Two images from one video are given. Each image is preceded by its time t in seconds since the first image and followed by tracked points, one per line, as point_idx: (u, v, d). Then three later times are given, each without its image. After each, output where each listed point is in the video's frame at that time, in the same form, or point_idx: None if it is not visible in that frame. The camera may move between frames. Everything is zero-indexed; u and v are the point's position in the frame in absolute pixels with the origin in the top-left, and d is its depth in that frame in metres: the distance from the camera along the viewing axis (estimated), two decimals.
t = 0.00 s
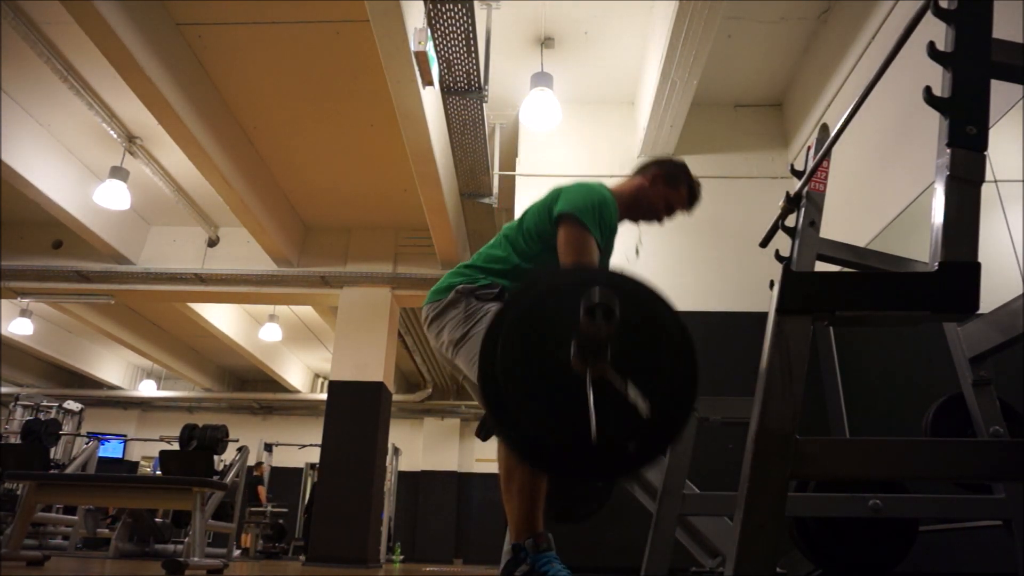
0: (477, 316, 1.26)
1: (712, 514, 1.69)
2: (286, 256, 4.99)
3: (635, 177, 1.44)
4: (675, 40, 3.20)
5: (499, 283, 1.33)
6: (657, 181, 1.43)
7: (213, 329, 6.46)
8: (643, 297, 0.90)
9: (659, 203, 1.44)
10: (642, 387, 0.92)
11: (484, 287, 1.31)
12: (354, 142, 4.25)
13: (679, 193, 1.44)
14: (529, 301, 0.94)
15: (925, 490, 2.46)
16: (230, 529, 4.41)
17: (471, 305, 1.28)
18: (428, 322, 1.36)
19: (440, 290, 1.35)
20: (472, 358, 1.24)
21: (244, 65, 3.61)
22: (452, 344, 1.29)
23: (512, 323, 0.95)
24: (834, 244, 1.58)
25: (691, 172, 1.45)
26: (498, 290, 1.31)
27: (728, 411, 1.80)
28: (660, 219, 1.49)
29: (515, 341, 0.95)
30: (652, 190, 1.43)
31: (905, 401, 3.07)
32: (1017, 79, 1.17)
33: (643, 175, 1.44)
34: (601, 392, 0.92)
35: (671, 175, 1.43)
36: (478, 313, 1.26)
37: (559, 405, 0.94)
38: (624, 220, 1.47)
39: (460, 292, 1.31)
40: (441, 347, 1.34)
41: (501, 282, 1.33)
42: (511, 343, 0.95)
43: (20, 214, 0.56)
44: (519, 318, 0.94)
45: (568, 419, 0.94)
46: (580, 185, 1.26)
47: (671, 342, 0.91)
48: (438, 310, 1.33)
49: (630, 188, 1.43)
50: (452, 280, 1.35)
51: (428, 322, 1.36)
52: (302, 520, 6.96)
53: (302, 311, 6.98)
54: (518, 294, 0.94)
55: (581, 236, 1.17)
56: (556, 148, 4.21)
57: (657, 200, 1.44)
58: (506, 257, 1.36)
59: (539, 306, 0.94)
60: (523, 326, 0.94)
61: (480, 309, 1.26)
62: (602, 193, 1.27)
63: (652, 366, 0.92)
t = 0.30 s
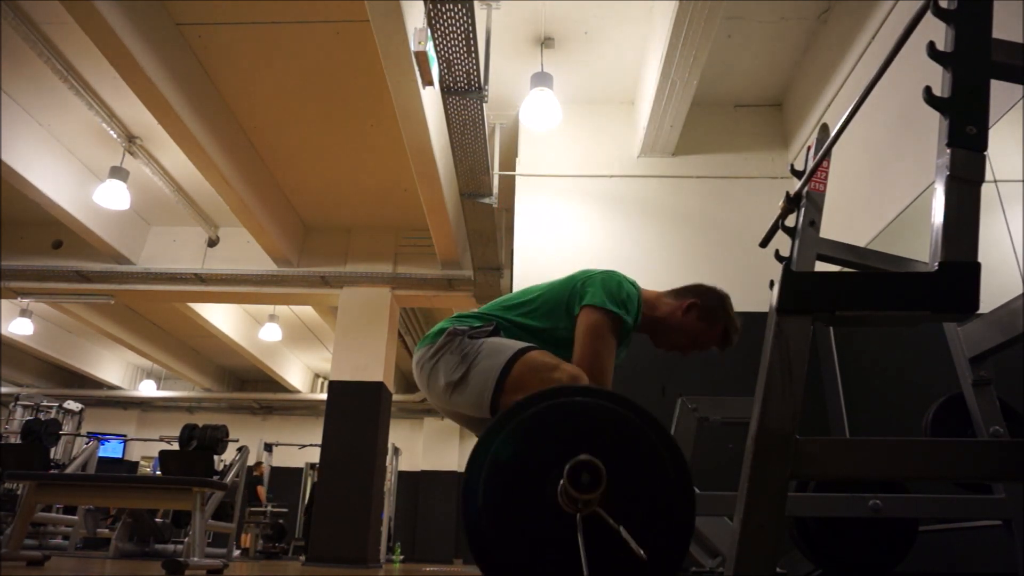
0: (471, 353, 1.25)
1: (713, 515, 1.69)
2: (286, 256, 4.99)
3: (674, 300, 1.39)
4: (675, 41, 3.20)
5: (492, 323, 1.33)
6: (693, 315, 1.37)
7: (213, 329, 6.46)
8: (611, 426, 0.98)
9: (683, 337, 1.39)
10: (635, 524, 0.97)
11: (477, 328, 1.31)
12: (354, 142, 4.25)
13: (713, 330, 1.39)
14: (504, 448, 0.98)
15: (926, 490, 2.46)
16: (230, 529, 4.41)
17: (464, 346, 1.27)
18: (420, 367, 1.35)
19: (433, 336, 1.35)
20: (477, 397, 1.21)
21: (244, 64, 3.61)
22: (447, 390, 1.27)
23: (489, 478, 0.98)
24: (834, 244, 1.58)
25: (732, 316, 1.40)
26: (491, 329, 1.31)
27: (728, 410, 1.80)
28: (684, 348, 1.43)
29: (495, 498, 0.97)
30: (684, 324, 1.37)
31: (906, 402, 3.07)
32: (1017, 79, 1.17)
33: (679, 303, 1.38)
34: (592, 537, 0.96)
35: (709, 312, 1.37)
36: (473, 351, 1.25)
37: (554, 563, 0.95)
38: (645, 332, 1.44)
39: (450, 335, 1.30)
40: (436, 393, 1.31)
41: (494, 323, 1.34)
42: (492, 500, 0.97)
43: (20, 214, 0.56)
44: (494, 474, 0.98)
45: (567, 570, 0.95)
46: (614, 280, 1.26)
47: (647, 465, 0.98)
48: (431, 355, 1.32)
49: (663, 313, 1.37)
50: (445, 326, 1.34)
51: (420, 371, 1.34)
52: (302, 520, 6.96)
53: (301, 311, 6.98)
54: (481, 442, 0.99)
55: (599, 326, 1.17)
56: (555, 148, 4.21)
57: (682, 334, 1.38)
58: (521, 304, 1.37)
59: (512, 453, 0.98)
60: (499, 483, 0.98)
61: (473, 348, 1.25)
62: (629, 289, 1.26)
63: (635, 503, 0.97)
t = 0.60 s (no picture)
0: (478, 356, 1.25)
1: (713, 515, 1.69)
2: (286, 256, 4.99)
3: (674, 303, 1.40)
4: (675, 41, 3.20)
5: (494, 324, 1.33)
6: (694, 316, 1.37)
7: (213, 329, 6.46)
8: (610, 434, 0.99)
9: (689, 339, 1.39)
10: (634, 529, 0.97)
11: (481, 328, 1.30)
12: (354, 142, 4.25)
13: (715, 328, 1.39)
14: (502, 453, 0.99)
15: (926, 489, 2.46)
16: (230, 529, 4.41)
17: (470, 348, 1.27)
18: (426, 371, 1.35)
19: (437, 339, 1.35)
20: (486, 401, 1.22)
21: (243, 65, 3.61)
22: (454, 392, 1.27)
23: (487, 483, 0.99)
24: (835, 244, 1.58)
25: (734, 311, 1.40)
26: (496, 330, 1.30)
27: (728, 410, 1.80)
28: (689, 351, 1.43)
29: (492, 504, 0.98)
30: (687, 325, 1.38)
31: (906, 401, 3.07)
32: (1017, 79, 1.17)
33: (679, 306, 1.38)
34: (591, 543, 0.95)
35: (710, 311, 1.38)
36: (479, 353, 1.25)
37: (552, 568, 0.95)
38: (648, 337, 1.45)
39: (457, 337, 1.30)
40: (444, 396, 1.32)
41: (498, 322, 1.33)
42: (489, 505, 0.98)
43: (21, 216, 0.56)
44: (491, 479, 0.99)
45: None
46: (622, 284, 1.26)
47: (644, 472, 0.98)
48: (437, 359, 1.32)
49: (663, 314, 1.39)
50: (450, 329, 1.34)
51: (427, 374, 1.35)
52: (303, 521, 6.96)
53: (302, 311, 6.98)
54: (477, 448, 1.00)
55: (608, 336, 1.17)
56: (555, 148, 4.21)
57: (687, 336, 1.38)
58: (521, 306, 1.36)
59: (511, 457, 0.99)
60: (498, 488, 0.98)
61: (480, 350, 1.25)
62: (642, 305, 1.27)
63: (635, 508, 0.97)
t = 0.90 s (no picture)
0: (485, 352, 1.25)
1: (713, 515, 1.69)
2: (286, 256, 4.99)
3: (683, 285, 1.41)
4: (675, 41, 3.20)
5: (503, 322, 1.33)
6: (701, 298, 1.38)
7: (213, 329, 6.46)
8: (610, 433, 0.99)
9: (692, 321, 1.40)
10: (633, 527, 0.97)
11: (490, 325, 1.31)
12: (354, 143, 4.25)
13: (718, 314, 1.40)
14: (503, 451, 0.99)
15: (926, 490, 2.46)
16: (230, 530, 4.40)
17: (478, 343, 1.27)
18: (430, 362, 1.34)
19: (444, 331, 1.35)
20: (489, 397, 1.21)
21: (243, 65, 3.61)
22: (458, 386, 1.27)
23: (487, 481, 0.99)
24: (835, 244, 1.58)
25: (738, 299, 1.42)
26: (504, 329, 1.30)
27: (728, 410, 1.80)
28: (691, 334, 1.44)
29: (492, 501, 0.98)
30: (691, 307, 1.38)
31: (906, 401, 3.07)
32: (1017, 79, 1.17)
33: (688, 286, 1.40)
34: (591, 541, 0.96)
35: (716, 295, 1.39)
36: (487, 349, 1.25)
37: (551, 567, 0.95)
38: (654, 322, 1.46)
39: (465, 330, 1.29)
40: (446, 389, 1.31)
41: (507, 320, 1.34)
42: (489, 503, 0.97)
43: (21, 216, 0.57)
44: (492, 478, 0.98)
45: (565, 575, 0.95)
46: (619, 277, 1.26)
47: (643, 470, 0.98)
48: (442, 351, 1.31)
49: (670, 296, 1.39)
50: (458, 322, 1.34)
51: (431, 365, 1.34)
52: (302, 521, 6.96)
53: (302, 311, 6.98)
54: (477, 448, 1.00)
55: (607, 335, 1.17)
56: (555, 148, 4.21)
57: (691, 317, 1.39)
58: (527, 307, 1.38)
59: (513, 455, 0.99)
60: (498, 487, 0.98)
61: (488, 346, 1.25)
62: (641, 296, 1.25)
63: (634, 508, 0.97)
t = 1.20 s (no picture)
0: (487, 340, 1.25)
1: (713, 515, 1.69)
2: (286, 255, 4.98)
3: (681, 262, 1.42)
4: (675, 41, 3.20)
5: (509, 312, 1.33)
6: (700, 274, 1.39)
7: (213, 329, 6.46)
8: (604, 422, 0.99)
9: (692, 295, 1.41)
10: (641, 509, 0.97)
11: (495, 314, 1.31)
12: (355, 143, 4.25)
13: (718, 288, 1.41)
14: (501, 455, 0.99)
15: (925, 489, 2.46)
16: (230, 530, 4.40)
17: (481, 331, 1.27)
18: (433, 346, 1.34)
19: (449, 317, 1.35)
20: (485, 383, 1.21)
21: (243, 65, 3.61)
22: (458, 371, 1.27)
23: (490, 488, 0.99)
24: (835, 244, 1.58)
25: (737, 274, 1.42)
26: (508, 319, 1.30)
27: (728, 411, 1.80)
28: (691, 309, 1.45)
29: (497, 507, 0.97)
30: (691, 282, 1.39)
31: (906, 402, 3.07)
32: (1017, 79, 1.17)
33: (687, 262, 1.41)
34: (601, 529, 0.96)
35: (716, 271, 1.39)
36: (489, 338, 1.25)
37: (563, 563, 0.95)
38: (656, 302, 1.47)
39: (468, 318, 1.30)
40: (447, 375, 1.31)
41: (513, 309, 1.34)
42: (494, 509, 0.97)
43: (20, 216, 0.56)
44: (493, 485, 0.98)
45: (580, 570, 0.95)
46: (622, 272, 1.27)
47: (640, 452, 0.99)
48: (445, 337, 1.31)
49: (669, 275, 1.41)
50: (462, 309, 1.34)
51: (434, 348, 1.34)
52: (302, 521, 6.96)
53: (302, 311, 6.98)
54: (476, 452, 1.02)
55: (606, 330, 1.18)
56: (555, 148, 4.21)
57: (690, 292, 1.40)
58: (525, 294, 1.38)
59: (512, 457, 0.99)
60: (500, 492, 0.98)
61: (490, 335, 1.25)
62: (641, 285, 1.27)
63: (641, 491, 0.98)
